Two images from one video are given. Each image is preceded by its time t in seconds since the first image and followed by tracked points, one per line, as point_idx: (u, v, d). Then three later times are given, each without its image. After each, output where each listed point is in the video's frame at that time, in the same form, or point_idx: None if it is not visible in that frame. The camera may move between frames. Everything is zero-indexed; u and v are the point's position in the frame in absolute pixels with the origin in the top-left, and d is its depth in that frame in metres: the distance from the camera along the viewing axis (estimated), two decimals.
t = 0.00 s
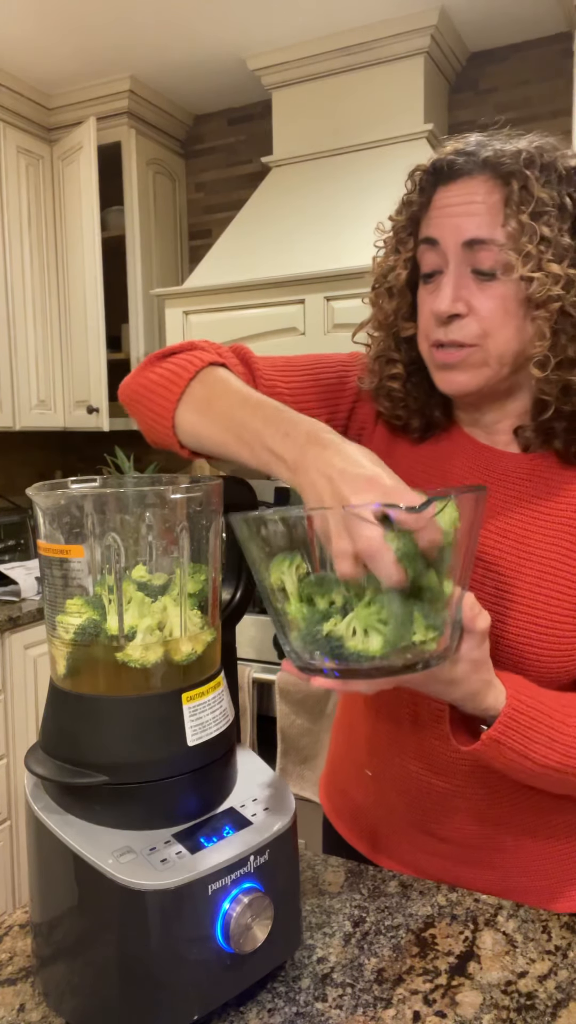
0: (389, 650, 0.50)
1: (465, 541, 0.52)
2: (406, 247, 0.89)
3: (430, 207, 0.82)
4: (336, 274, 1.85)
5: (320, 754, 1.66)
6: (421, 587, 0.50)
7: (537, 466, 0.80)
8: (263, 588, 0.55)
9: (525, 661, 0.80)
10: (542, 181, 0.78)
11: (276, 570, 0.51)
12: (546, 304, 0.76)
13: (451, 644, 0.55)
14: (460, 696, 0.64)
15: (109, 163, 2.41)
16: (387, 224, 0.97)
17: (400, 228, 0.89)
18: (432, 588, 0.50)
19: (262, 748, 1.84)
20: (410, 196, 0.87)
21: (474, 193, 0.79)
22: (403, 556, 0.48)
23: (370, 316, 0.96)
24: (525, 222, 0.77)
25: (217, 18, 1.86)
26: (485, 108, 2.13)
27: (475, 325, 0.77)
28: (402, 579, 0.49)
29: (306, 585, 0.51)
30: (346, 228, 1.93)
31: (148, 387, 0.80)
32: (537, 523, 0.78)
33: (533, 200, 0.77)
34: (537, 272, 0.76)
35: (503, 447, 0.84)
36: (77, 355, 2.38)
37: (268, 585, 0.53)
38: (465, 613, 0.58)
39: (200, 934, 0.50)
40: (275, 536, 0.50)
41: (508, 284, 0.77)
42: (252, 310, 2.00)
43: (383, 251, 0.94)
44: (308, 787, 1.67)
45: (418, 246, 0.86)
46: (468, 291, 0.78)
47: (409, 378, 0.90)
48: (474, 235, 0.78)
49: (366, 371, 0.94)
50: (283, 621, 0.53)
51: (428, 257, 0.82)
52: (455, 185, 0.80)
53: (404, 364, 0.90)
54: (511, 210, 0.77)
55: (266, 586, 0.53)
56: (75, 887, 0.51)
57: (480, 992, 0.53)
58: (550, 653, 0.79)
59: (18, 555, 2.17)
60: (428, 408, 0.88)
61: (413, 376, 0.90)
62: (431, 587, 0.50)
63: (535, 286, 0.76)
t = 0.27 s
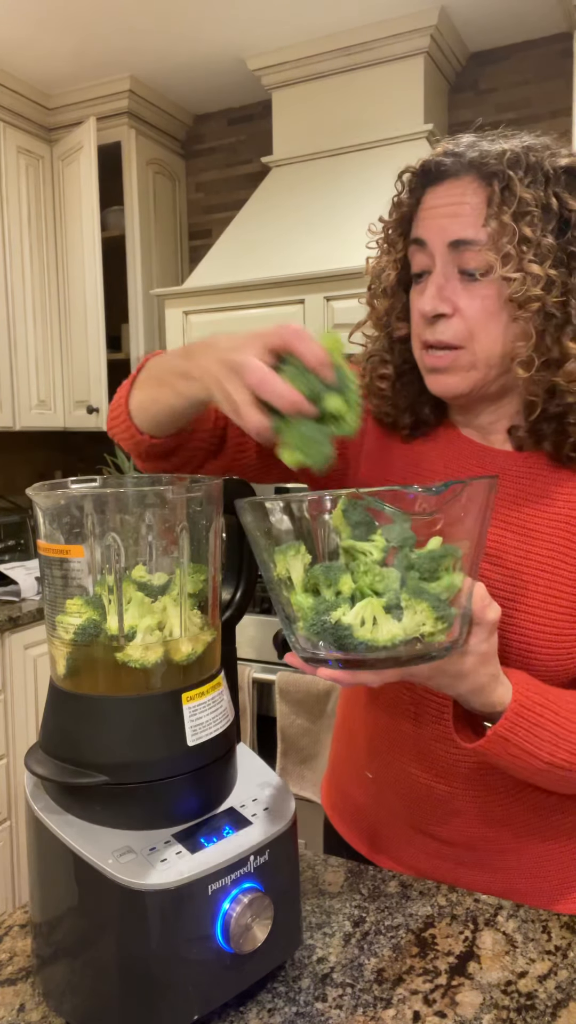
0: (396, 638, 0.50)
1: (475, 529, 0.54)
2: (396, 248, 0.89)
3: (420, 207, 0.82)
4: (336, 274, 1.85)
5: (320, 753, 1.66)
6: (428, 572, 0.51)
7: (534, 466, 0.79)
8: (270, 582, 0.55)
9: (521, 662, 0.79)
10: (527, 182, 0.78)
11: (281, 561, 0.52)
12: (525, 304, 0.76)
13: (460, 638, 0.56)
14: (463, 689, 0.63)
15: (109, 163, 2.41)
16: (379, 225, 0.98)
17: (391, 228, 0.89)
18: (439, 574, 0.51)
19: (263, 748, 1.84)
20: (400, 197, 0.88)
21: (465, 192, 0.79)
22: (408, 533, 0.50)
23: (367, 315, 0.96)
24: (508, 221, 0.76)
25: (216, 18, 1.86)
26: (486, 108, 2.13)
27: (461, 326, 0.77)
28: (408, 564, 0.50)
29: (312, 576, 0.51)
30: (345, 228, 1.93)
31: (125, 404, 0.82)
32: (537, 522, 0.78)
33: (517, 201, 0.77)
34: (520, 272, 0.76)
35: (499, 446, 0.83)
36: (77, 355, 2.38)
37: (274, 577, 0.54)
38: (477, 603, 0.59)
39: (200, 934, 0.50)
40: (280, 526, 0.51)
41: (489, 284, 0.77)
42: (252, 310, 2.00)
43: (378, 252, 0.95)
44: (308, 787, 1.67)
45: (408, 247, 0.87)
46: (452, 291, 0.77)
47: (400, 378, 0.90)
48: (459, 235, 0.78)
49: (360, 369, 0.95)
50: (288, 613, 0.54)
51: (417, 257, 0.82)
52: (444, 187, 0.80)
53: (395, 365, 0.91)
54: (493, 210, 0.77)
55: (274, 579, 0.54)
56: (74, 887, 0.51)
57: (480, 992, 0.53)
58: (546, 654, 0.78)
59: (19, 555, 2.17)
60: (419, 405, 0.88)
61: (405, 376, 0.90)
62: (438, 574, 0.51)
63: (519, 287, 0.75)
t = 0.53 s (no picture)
0: (408, 646, 0.49)
1: (493, 536, 0.54)
2: (391, 250, 0.90)
3: (414, 208, 0.82)
4: (336, 274, 1.85)
5: (320, 753, 1.66)
6: (442, 579, 0.50)
7: (533, 466, 0.79)
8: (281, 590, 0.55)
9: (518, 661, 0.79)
10: (522, 183, 0.78)
11: (293, 567, 0.52)
12: (520, 304, 0.76)
13: (471, 645, 0.54)
14: (478, 698, 0.63)
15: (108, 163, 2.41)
16: (375, 225, 0.98)
17: (385, 230, 0.90)
18: (454, 581, 0.51)
19: (263, 748, 1.84)
20: (395, 198, 0.88)
21: (459, 193, 0.79)
22: (422, 539, 0.50)
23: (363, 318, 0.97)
24: (502, 221, 0.76)
25: (216, 18, 1.86)
26: (486, 108, 2.13)
27: (456, 327, 0.77)
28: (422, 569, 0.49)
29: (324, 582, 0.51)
30: (345, 228, 1.93)
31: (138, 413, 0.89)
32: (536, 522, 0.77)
33: (511, 201, 0.77)
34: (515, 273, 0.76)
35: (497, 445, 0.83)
36: (77, 355, 2.38)
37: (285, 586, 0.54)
38: (495, 609, 0.59)
39: (200, 934, 0.50)
40: (290, 531, 0.52)
41: (484, 285, 0.77)
42: (252, 310, 2.00)
43: (374, 253, 0.95)
44: (308, 787, 1.67)
45: (403, 247, 0.87)
46: (448, 291, 0.78)
47: (395, 379, 0.90)
48: (455, 235, 0.78)
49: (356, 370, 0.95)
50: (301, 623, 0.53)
51: (412, 258, 0.82)
52: (438, 187, 0.80)
53: (390, 366, 0.91)
54: (487, 211, 0.77)
55: (286, 588, 0.54)
56: (74, 886, 0.51)
57: (480, 992, 0.53)
58: (543, 652, 0.78)
59: (19, 555, 2.17)
60: (415, 403, 0.89)
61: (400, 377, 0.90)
62: (453, 582, 0.51)
63: (514, 288, 0.76)
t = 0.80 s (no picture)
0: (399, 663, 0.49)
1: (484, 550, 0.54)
2: (396, 251, 0.89)
3: (422, 208, 0.82)
4: (336, 274, 1.85)
5: (320, 753, 1.66)
6: (433, 592, 0.50)
7: (533, 468, 0.79)
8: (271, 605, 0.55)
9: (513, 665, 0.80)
10: (533, 185, 0.78)
11: (283, 583, 0.52)
12: (538, 310, 0.76)
13: (468, 657, 0.55)
14: (478, 705, 0.63)
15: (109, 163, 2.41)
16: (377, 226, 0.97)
17: (390, 232, 0.89)
18: (446, 594, 0.51)
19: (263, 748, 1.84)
20: (400, 199, 0.87)
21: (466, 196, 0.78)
22: (411, 554, 0.50)
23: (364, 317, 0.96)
24: (518, 224, 0.76)
25: (217, 17, 1.86)
26: (486, 108, 2.13)
27: (470, 333, 0.77)
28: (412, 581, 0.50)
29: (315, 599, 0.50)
30: (345, 228, 1.93)
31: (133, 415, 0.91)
32: (536, 523, 0.77)
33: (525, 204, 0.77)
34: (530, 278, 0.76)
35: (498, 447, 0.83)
36: (77, 355, 2.38)
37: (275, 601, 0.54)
38: (487, 624, 0.59)
39: (200, 934, 0.50)
40: (279, 544, 0.52)
41: (501, 290, 0.77)
42: (253, 310, 2.00)
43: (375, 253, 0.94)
44: (308, 787, 1.67)
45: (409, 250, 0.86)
46: (460, 294, 0.77)
47: (395, 383, 0.90)
48: (467, 241, 0.77)
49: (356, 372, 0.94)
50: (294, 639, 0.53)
51: (420, 261, 0.81)
52: (448, 189, 0.79)
53: (391, 372, 0.91)
54: (502, 216, 0.77)
55: (276, 602, 0.54)
56: (74, 886, 0.51)
57: (480, 992, 0.53)
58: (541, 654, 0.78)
59: (19, 555, 2.17)
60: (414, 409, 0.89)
61: (400, 381, 0.90)
62: (444, 594, 0.51)
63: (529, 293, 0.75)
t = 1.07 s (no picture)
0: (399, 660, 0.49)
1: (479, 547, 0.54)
2: (398, 254, 0.88)
3: (422, 213, 0.82)
4: (336, 274, 1.85)
5: (320, 753, 1.66)
6: (429, 590, 0.51)
7: (535, 467, 0.80)
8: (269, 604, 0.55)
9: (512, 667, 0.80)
10: (534, 186, 0.78)
11: (280, 582, 0.52)
12: (542, 311, 0.76)
13: (466, 651, 0.55)
14: (470, 706, 0.63)
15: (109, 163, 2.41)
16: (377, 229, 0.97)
17: (392, 235, 0.89)
18: (442, 592, 0.51)
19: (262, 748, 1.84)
20: (401, 203, 0.87)
21: (467, 199, 0.78)
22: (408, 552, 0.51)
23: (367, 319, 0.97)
24: (519, 227, 0.76)
25: (217, 17, 1.86)
26: (486, 108, 2.13)
27: (472, 335, 0.76)
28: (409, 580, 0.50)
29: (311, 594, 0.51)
30: (345, 228, 1.93)
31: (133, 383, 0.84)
32: (537, 523, 0.78)
33: (527, 208, 0.77)
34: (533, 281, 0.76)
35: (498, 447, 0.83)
36: (77, 355, 2.38)
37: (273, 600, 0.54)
38: (483, 620, 0.59)
39: (200, 934, 0.50)
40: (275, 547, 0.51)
41: (506, 292, 0.76)
42: (253, 310, 2.00)
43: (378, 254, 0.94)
44: (308, 787, 1.67)
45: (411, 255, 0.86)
46: (462, 297, 0.77)
47: (402, 384, 0.90)
48: (470, 244, 0.77)
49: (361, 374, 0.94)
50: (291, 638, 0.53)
51: (422, 265, 0.81)
52: (448, 191, 0.79)
53: (398, 372, 0.90)
54: (504, 218, 0.77)
55: (273, 601, 0.54)
56: (74, 886, 0.51)
57: (479, 992, 0.53)
58: (542, 653, 0.78)
59: (18, 555, 2.17)
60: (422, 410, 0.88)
61: (406, 383, 0.90)
62: (441, 592, 0.51)
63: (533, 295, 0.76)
